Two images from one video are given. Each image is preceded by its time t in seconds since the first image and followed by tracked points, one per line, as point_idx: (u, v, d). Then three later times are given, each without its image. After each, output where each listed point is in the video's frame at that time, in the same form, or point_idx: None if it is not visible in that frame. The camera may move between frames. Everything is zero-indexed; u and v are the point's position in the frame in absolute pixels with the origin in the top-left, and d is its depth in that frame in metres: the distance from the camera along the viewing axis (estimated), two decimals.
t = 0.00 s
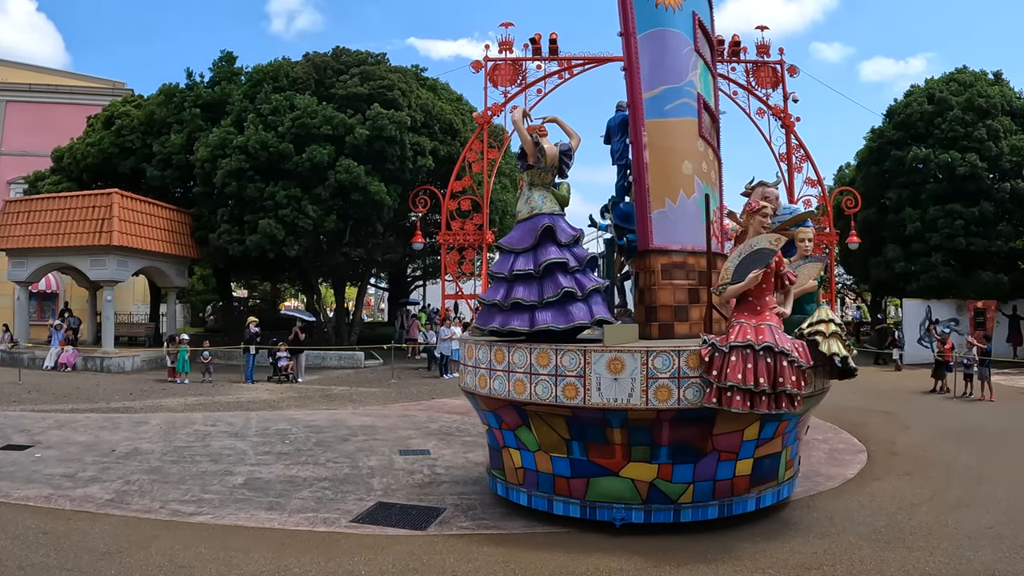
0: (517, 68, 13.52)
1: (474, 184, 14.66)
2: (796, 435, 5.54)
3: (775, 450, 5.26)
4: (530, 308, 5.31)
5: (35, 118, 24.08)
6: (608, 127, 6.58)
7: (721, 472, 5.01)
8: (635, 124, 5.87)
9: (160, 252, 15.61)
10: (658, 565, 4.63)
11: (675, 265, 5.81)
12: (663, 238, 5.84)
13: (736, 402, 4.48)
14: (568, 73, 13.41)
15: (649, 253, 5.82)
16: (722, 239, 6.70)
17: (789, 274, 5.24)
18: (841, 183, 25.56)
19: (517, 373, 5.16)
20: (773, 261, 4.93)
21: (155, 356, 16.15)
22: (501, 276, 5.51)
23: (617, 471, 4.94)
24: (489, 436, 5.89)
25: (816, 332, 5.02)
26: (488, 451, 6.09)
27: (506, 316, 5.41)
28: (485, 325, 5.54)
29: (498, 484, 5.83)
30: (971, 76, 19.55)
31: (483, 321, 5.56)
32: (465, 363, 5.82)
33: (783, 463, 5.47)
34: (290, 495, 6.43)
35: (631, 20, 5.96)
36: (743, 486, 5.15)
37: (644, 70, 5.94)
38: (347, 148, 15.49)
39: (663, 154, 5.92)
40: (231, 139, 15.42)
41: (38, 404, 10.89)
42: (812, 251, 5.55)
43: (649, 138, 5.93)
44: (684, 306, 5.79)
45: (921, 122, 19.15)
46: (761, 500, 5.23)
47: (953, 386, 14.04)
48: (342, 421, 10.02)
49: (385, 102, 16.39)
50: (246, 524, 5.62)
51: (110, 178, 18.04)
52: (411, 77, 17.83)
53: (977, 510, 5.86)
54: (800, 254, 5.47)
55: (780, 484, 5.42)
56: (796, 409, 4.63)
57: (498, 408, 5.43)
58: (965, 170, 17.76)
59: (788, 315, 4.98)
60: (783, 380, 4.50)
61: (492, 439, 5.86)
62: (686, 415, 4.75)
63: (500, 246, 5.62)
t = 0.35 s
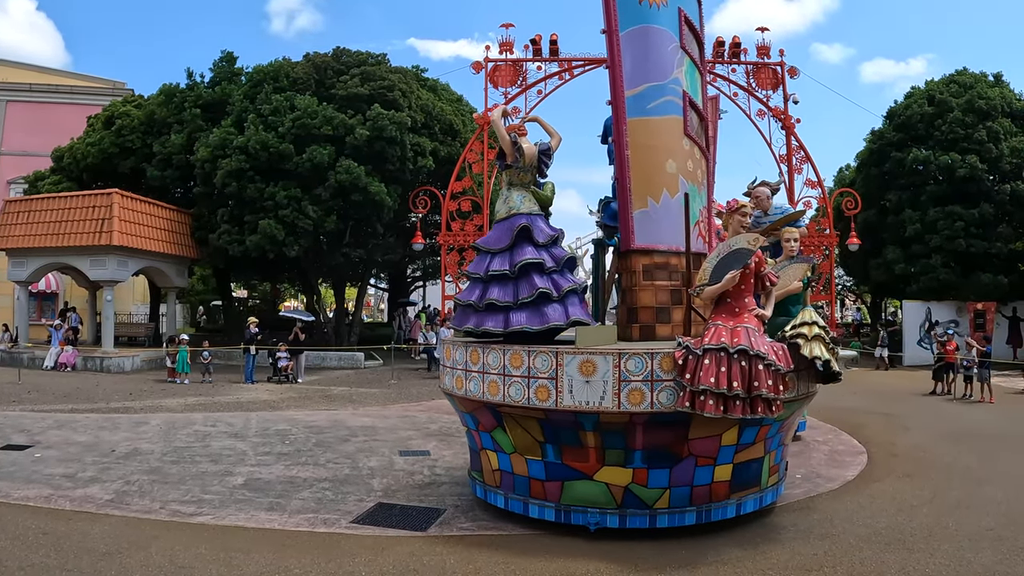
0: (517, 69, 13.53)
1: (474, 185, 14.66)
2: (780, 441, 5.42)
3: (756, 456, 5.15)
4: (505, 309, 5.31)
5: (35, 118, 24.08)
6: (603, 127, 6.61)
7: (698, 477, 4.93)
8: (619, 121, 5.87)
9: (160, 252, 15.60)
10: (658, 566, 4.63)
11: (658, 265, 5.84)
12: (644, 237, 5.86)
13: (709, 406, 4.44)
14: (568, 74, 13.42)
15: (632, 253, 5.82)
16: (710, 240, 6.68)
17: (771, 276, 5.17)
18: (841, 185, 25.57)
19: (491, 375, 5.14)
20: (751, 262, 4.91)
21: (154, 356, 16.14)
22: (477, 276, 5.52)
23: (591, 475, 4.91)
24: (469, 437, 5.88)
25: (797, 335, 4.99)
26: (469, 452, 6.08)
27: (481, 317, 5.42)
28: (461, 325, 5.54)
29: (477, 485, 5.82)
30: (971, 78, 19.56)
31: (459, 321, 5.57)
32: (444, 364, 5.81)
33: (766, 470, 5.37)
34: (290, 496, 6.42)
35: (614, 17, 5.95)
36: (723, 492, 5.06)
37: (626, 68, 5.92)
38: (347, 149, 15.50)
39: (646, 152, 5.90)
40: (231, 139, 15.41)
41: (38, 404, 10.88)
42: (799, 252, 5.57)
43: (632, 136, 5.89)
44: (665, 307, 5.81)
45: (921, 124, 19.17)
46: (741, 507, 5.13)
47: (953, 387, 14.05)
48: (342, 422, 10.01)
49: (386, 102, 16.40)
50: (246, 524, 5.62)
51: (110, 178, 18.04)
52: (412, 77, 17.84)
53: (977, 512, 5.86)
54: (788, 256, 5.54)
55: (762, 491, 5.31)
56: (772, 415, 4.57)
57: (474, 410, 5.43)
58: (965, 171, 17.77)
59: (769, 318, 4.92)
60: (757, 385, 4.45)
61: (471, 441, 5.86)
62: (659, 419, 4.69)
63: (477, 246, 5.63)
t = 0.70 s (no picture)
0: (518, 70, 13.53)
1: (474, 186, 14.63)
2: (763, 446, 5.31)
3: (735, 461, 5.04)
4: (479, 310, 5.45)
5: (35, 117, 24.07)
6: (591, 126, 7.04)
7: (674, 482, 4.85)
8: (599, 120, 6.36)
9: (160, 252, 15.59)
10: (658, 567, 4.63)
11: (637, 266, 6.27)
12: (624, 237, 6.32)
13: (679, 409, 4.36)
14: (568, 76, 13.42)
15: (614, 253, 6.25)
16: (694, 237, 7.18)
17: (751, 276, 5.04)
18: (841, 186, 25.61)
19: (465, 377, 5.14)
20: (728, 263, 4.80)
21: (153, 356, 16.14)
22: (453, 278, 5.67)
23: (564, 478, 4.87)
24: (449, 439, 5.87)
25: (777, 337, 4.99)
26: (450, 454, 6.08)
27: (456, 318, 5.56)
28: (436, 326, 5.65)
29: (455, 487, 5.82)
30: (971, 80, 19.57)
31: (434, 323, 5.69)
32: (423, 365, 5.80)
33: (747, 474, 5.26)
34: (291, 496, 6.43)
35: (594, 19, 6.42)
36: (700, 497, 4.97)
37: (606, 69, 6.43)
38: (347, 149, 15.51)
39: (624, 150, 6.42)
40: (231, 139, 15.40)
41: (38, 404, 10.87)
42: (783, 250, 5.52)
43: (610, 135, 6.39)
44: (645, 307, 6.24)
45: (921, 126, 19.19)
46: (720, 513, 5.03)
47: (953, 388, 14.05)
48: (342, 422, 10.01)
49: (386, 103, 16.41)
50: (246, 524, 5.62)
51: (110, 178, 18.06)
52: (413, 78, 17.84)
53: (977, 513, 5.86)
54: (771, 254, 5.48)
55: (743, 496, 5.21)
56: (745, 419, 4.50)
57: (450, 412, 5.42)
58: (965, 173, 17.77)
59: (747, 319, 4.82)
60: (729, 388, 4.38)
61: (451, 442, 5.84)
62: (630, 422, 4.61)
63: (453, 248, 5.77)
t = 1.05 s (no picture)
0: (519, 71, 13.55)
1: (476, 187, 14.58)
2: (744, 451, 5.12)
3: (713, 466, 4.87)
4: (452, 310, 5.54)
5: (37, 118, 24.09)
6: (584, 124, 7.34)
7: (647, 487, 4.70)
8: (579, 118, 6.91)
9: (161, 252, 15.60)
10: (660, 568, 4.62)
11: (617, 266, 6.76)
12: (605, 236, 6.79)
13: (647, 414, 4.27)
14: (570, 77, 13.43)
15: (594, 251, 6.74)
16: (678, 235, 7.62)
17: (728, 277, 4.87)
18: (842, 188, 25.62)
19: (437, 378, 5.11)
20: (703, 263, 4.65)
21: (154, 357, 16.16)
22: (428, 279, 5.75)
23: (535, 481, 4.79)
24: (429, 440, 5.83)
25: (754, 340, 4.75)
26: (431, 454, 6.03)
27: (430, 318, 5.63)
28: (410, 326, 5.74)
29: (435, 489, 5.78)
30: (972, 81, 19.58)
31: (409, 323, 5.77)
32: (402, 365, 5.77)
33: (728, 479, 5.09)
34: (292, 496, 6.43)
35: (577, 19, 6.94)
36: (676, 503, 4.81)
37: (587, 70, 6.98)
38: (348, 150, 15.52)
39: (606, 146, 6.89)
40: (232, 140, 15.42)
41: (39, 404, 10.88)
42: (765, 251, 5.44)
43: (591, 133, 6.92)
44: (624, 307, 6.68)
45: (922, 127, 19.21)
46: (697, 519, 4.88)
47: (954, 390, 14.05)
48: (342, 423, 10.02)
49: (387, 104, 16.42)
50: (248, 525, 5.63)
51: (112, 178, 18.08)
52: (414, 79, 17.87)
53: (979, 514, 5.86)
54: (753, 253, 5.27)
55: (722, 502, 5.05)
56: (717, 424, 4.37)
57: (426, 413, 5.38)
58: (966, 174, 17.76)
59: (724, 320, 4.70)
60: (698, 393, 4.27)
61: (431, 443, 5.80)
62: (599, 426, 4.52)
63: (429, 249, 5.85)
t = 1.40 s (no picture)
0: (520, 71, 13.55)
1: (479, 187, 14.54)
2: (724, 455, 5.01)
3: (690, 470, 4.76)
4: (425, 311, 5.54)
5: (39, 118, 24.10)
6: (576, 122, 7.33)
7: (621, 491, 4.62)
8: (560, 117, 6.81)
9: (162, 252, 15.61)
10: (661, 569, 4.62)
11: (596, 266, 6.68)
12: (583, 236, 6.74)
13: (614, 415, 4.14)
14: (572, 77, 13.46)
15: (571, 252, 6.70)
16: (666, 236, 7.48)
17: (704, 278, 4.77)
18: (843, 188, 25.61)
19: (412, 378, 5.12)
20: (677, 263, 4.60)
21: (155, 357, 16.18)
22: (404, 279, 5.76)
23: (507, 483, 4.76)
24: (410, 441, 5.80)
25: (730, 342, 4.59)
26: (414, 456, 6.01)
27: (404, 319, 5.64)
28: (384, 326, 5.72)
29: (416, 490, 5.75)
30: (973, 82, 19.59)
31: (384, 323, 5.78)
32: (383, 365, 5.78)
33: (708, 484, 4.98)
34: (293, 497, 6.43)
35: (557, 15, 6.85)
36: (652, 507, 4.72)
37: (568, 67, 6.85)
38: (350, 150, 15.54)
39: (587, 144, 6.78)
40: (234, 140, 15.44)
41: (41, 404, 10.89)
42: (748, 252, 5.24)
43: (572, 130, 6.81)
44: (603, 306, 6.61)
45: (924, 128, 19.24)
46: (674, 524, 4.78)
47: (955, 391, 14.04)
48: (343, 423, 10.04)
49: (389, 104, 16.46)
50: (249, 525, 5.62)
51: (114, 178, 18.12)
52: (415, 79, 17.89)
53: (980, 516, 5.85)
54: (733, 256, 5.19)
55: (701, 507, 4.94)
56: (688, 427, 4.22)
57: (404, 413, 5.37)
58: (967, 175, 17.76)
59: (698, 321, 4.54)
60: (666, 395, 4.10)
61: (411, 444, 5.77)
62: (568, 429, 4.46)
63: (406, 248, 5.86)
